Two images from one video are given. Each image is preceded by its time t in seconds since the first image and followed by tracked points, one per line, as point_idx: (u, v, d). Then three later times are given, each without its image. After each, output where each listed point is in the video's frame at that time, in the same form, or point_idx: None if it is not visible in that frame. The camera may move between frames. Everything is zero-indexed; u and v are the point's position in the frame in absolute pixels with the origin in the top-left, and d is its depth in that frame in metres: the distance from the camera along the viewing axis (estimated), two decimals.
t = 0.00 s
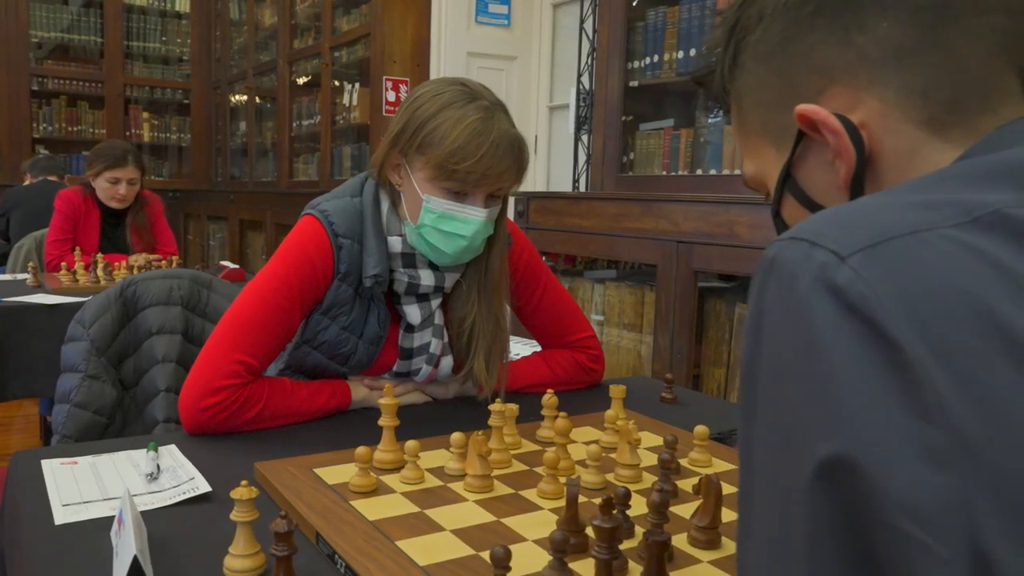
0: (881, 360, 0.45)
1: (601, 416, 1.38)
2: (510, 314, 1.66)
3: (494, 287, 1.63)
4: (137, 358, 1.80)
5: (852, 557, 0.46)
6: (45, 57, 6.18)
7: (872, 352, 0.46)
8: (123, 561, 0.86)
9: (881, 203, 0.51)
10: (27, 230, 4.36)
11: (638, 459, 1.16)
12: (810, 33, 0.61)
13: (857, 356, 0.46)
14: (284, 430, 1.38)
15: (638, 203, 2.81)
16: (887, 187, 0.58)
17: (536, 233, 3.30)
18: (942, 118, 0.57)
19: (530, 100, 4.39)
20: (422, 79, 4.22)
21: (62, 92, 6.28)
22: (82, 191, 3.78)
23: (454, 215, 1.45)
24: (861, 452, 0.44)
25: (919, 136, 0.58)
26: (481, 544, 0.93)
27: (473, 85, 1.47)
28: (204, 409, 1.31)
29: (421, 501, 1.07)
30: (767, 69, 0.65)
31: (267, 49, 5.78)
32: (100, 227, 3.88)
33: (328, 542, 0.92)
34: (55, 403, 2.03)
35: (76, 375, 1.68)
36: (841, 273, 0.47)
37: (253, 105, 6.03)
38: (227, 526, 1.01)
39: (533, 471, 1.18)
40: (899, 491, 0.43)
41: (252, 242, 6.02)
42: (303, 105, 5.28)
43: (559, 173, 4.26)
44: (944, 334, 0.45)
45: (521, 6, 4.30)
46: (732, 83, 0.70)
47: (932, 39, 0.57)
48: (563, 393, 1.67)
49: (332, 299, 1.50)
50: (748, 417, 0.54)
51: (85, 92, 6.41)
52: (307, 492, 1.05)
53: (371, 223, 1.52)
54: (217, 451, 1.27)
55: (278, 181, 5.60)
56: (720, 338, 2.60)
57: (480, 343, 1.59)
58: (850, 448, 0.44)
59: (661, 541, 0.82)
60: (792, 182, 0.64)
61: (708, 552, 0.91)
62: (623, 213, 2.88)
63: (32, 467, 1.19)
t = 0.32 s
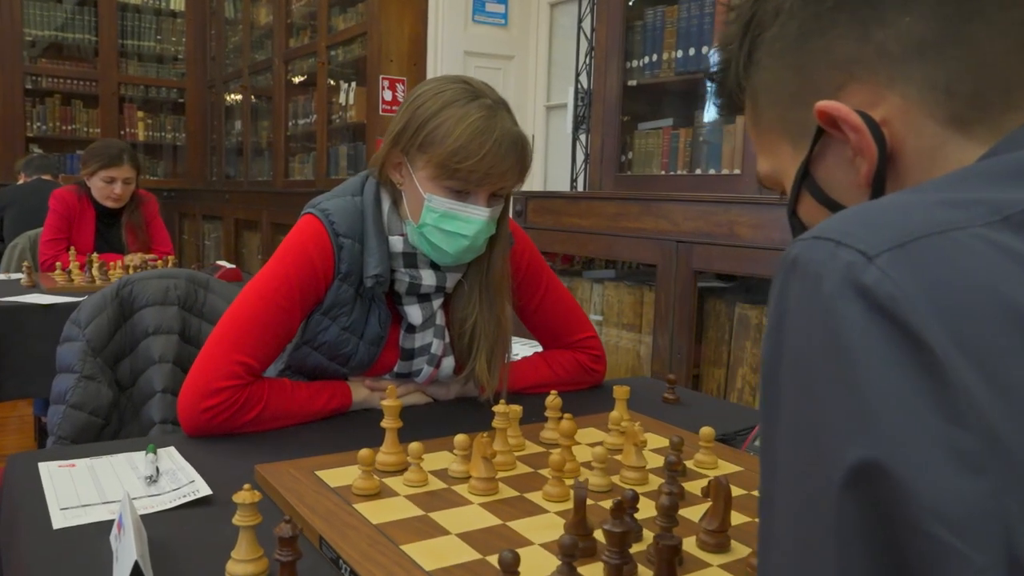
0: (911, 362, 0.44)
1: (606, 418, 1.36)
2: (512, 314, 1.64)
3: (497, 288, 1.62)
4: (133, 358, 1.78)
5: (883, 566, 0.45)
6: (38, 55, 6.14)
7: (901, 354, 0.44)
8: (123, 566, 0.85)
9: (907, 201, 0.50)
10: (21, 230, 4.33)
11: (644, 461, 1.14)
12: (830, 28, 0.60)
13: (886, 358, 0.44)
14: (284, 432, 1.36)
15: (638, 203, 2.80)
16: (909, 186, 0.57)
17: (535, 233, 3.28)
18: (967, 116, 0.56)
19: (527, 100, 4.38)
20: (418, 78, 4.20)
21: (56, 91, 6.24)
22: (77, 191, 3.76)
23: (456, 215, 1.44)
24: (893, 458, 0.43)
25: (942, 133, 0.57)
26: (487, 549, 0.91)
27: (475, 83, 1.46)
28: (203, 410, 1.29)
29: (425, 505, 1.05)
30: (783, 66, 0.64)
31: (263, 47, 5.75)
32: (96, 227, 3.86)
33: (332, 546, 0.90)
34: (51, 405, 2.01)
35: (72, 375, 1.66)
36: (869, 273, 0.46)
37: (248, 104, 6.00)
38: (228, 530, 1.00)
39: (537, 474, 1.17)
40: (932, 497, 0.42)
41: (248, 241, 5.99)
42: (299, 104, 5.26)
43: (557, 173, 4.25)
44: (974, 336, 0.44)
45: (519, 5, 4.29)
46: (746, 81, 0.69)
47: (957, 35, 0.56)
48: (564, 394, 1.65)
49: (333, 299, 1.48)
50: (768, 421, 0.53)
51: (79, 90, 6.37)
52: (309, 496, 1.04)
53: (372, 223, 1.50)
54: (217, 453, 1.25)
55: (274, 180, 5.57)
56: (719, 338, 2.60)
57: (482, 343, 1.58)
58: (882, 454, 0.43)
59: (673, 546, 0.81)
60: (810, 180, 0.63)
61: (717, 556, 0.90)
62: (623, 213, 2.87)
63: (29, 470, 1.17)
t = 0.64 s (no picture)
0: (942, 366, 0.43)
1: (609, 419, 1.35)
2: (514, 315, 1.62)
3: (499, 288, 1.60)
4: (129, 359, 1.76)
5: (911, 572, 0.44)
6: (31, 54, 6.11)
7: (932, 357, 0.43)
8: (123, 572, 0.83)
9: (934, 199, 0.49)
10: (14, 230, 4.30)
11: (649, 463, 1.13)
12: (848, 24, 0.59)
13: (914, 359, 0.43)
14: (284, 434, 1.34)
15: (636, 202, 2.79)
16: (933, 184, 0.55)
17: (533, 233, 3.27)
18: (990, 113, 0.55)
19: (524, 100, 4.37)
20: (415, 77, 4.18)
21: (50, 91, 6.20)
22: (72, 191, 3.73)
23: (458, 215, 1.43)
24: (924, 464, 0.42)
25: (965, 130, 0.56)
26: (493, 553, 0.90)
27: (477, 81, 1.44)
28: (202, 413, 1.27)
29: (429, 508, 1.04)
30: (799, 62, 0.62)
31: (258, 47, 5.72)
32: (90, 227, 3.84)
33: (335, 551, 0.89)
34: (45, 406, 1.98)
35: (67, 377, 1.64)
36: (896, 273, 0.45)
37: (243, 104, 5.98)
38: (229, 534, 0.98)
39: (541, 476, 1.16)
40: (964, 504, 0.41)
41: (243, 241, 5.97)
42: (295, 103, 5.23)
43: (555, 173, 4.25)
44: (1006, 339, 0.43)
45: (516, 4, 4.27)
46: (761, 77, 0.68)
47: (978, 31, 0.55)
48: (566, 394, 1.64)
49: (333, 299, 1.46)
50: (789, 423, 0.51)
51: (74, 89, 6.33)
52: (310, 499, 1.02)
53: (372, 223, 1.49)
54: (216, 455, 1.24)
55: (270, 180, 5.55)
56: (719, 338, 2.59)
57: (483, 345, 1.56)
58: (912, 460, 0.42)
59: (683, 550, 0.80)
60: (828, 178, 0.61)
61: (725, 559, 0.89)
62: (622, 213, 2.86)
63: (24, 473, 1.15)
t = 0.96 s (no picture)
0: (974, 369, 0.42)
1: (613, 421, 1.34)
2: (515, 316, 1.61)
3: (500, 288, 1.59)
4: (125, 360, 1.74)
5: None
6: (25, 54, 6.07)
7: (962, 360, 0.42)
8: None
9: (960, 198, 0.47)
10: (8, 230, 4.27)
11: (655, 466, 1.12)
12: (866, 20, 0.58)
13: (944, 363, 0.42)
14: (282, 437, 1.33)
15: (634, 202, 2.78)
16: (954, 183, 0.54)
17: (530, 233, 3.26)
18: (1012, 110, 0.54)
19: (520, 99, 4.35)
20: (412, 77, 4.16)
21: (44, 90, 6.17)
22: (66, 190, 3.70)
23: (459, 214, 1.41)
24: (956, 471, 0.41)
25: (987, 127, 0.54)
26: (499, 559, 0.88)
27: (479, 79, 1.43)
28: (200, 415, 1.26)
29: (432, 512, 1.02)
30: (815, 58, 0.61)
31: (253, 46, 5.70)
32: (85, 227, 3.81)
33: (338, 557, 0.87)
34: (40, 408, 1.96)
35: (63, 378, 1.62)
36: (923, 274, 0.44)
37: (239, 103, 5.95)
38: (229, 539, 0.96)
39: (545, 479, 1.14)
40: (998, 512, 0.40)
41: (239, 241, 5.94)
42: (291, 103, 5.21)
43: (553, 172, 4.23)
44: None
45: (512, 4, 4.26)
46: (775, 73, 0.66)
47: (1000, 27, 0.54)
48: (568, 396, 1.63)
49: (333, 299, 1.45)
50: (811, 428, 0.50)
51: (68, 88, 6.30)
52: (312, 503, 1.01)
53: (372, 223, 1.47)
54: (214, 458, 1.22)
55: (265, 179, 5.53)
56: (718, 338, 2.58)
57: (484, 346, 1.55)
58: (943, 466, 0.41)
59: (693, 555, 0.78)
60: (843, 176, 0.60)
61: (735, 564, 0.87)
62: (620, 213, 2.85)
63: (20, 477, 1.13)
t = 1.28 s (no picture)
0: (1007, 373, 0.41)
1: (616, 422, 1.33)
2: (515, 317, 1.60)
3: (501, 288, 1.57)
4: (120, 362, 1.72)
5: None
6: (18, 53, 6.03)
7: (994, 366, 0.41)
8: None
9: (984, 198, 0.46)
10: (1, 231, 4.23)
11: (660, 469, 1.10)
12: (883, 17, 0.56)
13: (976, 368, 0.41)
14: (281, 439, 1.31)
15: (633, 202, 2.77)
16: (975, 182, 0.53)
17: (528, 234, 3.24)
18: None
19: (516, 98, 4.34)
20: (407, 77, 4.14)
21: (37, 89, 6.13)
22: (60, 190, 3.67)
23: (460, 214, 1.40)
24: (992, 479, 0.40)
25: (1009, 125, 0.53)
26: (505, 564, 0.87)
27: (481, 78, 1.42)
28: (198, 418, 1.24)
29: (435, 516, 1.01)
30: (832, 55, 0.60)
31: (248, 45, 5.67)
32: (79, 227, 3.79)
33: (340, 563, 0.86)
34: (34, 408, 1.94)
35: (58, 379, 1.61)
36: (954, 276, 0.42)
37: (234, 103, 5.92)
38: (229, 543, 0.95)
39: (548, 482, 1.13)
40: None
41: (234, 242, 5.91)
42: (286, 103, 5.19)
43: (550, 172, 4.22)
44: None
45: (509, 3, 4.24)
46: (789, 70, 0.65)
47: (1019, 24, 0.53)
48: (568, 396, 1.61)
49: (333, 300, 1.43)
50: (833, 434, 0.49)
51: (62, 88, 6.26)
52: (313, 507, 0.99)
53: (373, 224, 1.46)
54: (212, 461, 1.20)
55: (260, 179, 5.50)
56: (717, 339, 2.56)
57: (485, 347, 1.54)
58: (976, 474, 0.40)
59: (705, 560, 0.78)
60: (861, 174, 0.58)
61: (746, 569, 0.86)
62: (619, 213, 2.83)
63: (15, 481, 1.11)
